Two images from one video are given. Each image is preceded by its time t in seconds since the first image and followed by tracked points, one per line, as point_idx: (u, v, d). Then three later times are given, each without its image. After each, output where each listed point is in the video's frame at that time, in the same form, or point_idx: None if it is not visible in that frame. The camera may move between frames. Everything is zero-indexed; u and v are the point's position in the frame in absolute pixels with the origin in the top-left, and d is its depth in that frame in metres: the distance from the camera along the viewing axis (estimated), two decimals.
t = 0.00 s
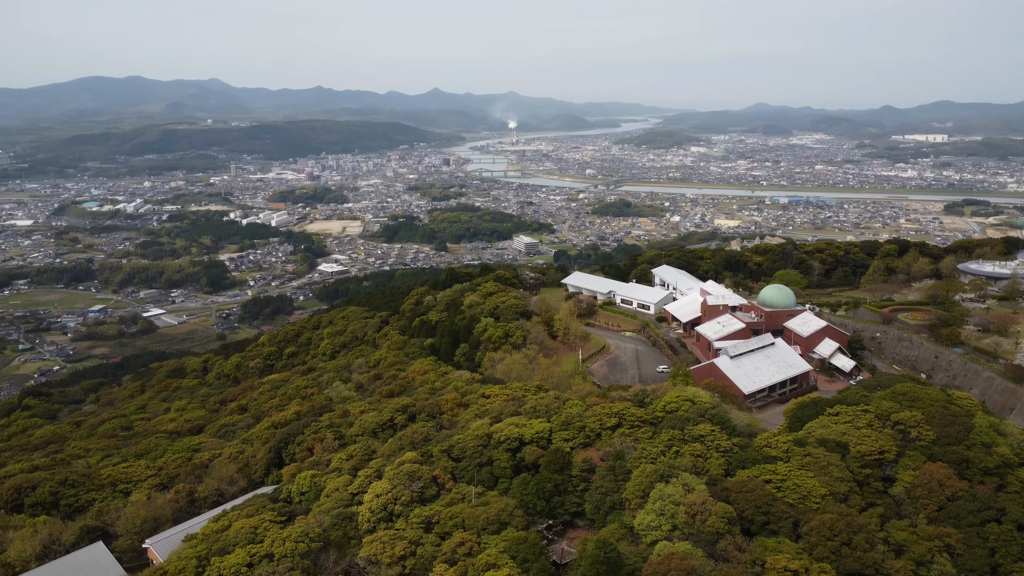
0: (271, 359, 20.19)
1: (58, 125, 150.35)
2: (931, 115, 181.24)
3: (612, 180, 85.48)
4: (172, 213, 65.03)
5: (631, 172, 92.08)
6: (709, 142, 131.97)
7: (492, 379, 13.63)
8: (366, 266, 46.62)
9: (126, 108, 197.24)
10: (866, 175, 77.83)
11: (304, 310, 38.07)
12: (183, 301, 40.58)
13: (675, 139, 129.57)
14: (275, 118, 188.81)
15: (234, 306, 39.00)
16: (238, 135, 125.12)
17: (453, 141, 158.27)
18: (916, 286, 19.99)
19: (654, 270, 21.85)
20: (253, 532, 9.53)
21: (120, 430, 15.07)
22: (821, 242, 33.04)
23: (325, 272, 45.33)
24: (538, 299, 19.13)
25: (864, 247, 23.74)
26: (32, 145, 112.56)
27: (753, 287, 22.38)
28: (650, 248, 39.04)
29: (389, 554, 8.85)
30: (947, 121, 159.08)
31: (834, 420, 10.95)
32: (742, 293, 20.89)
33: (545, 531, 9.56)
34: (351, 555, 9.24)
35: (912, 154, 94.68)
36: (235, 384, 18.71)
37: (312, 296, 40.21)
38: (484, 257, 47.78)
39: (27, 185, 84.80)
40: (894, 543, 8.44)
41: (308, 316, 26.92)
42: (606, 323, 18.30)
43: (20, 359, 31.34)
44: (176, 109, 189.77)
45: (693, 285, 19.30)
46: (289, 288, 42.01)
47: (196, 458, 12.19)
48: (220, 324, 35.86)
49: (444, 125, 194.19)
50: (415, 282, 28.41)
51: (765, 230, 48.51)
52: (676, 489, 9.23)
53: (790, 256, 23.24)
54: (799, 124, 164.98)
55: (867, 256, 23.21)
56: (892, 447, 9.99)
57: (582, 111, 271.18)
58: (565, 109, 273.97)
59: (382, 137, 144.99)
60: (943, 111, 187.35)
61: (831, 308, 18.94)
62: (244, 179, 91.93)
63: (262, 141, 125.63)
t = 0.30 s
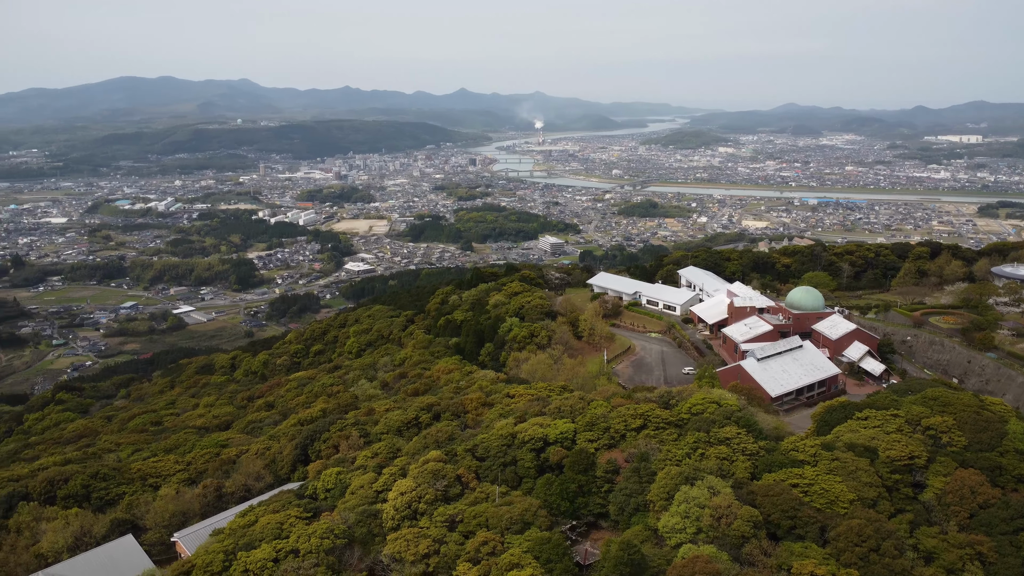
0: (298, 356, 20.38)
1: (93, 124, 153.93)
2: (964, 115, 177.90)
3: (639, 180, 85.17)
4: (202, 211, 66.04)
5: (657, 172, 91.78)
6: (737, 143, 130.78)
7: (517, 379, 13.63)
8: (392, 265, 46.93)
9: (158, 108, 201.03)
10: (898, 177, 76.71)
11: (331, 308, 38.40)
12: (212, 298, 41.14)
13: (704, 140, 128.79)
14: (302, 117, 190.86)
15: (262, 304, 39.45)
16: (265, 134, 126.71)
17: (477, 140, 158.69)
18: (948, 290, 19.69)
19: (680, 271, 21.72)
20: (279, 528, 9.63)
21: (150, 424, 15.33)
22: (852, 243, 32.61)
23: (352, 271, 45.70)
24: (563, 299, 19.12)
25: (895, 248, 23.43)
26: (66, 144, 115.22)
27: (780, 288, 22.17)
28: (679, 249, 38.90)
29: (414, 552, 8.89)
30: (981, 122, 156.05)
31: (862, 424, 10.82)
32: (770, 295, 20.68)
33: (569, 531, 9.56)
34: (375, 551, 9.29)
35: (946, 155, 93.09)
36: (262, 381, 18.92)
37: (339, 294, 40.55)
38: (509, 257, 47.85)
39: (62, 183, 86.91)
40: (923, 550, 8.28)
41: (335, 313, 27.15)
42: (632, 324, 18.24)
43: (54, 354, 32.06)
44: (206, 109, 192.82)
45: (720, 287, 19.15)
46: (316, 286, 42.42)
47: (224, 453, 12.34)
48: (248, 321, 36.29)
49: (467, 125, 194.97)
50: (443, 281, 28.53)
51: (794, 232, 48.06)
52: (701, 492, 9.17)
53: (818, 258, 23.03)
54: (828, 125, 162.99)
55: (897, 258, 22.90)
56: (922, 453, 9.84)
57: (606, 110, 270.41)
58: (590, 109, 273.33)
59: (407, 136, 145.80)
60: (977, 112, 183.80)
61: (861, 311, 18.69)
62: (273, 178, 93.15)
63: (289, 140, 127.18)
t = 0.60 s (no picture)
0: (329, 354, 20.61)
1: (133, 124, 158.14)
2: (1005, 116, 173.44)
3: (672, 180, 84.80)
4: (237, 209, 67.31)
5: (688, 172, 91.29)
6: (771, 143, 129.30)
7: (546, 379, 13.63)
8: (422, 264, 47.24)
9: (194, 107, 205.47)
10: (936, 178, 75.20)
11: (361, 307, 38.78)
12: (245, 295, 41.86)
13: (737, 140, 127.61)
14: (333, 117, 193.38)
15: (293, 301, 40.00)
16: (297, 133, 128.51)
17: (505, 139, 158.82)
18: (987, 294, 19.31)
19: (712, 272, 21.56)
20: (309, 523, 9.73)
21: (184, 419, 15.63)
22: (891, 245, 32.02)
23: (382, 269, 46.11)
24: (593, 300, 19.08)
25: (933, 252, 23.03)
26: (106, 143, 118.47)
27: (814, 291, 21.89)
28: (712, 250, 38.65)
29: (442, 549, 8.93)
30: None
31: (897, 430, 10.65)
32: (803, 297, 20.39)
33: (597, 533, 9.54)
34: (403, 549, 9.34)
35: (987, 156, 90.98)
36: (294, 378, 19.16)
37: (370, 293, 40.92)
38: (539, 257, 47.89)
39: (102, 181, 89.41)
40: (960, 559, 8.08)
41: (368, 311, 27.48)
42: (662, 326, 18.15)
43: (92, 349, 32.99)
44: (240, 108, 196.62)
45: (752, 288, 18.96)
46: (347, 285, 42.88)
47: (256, 449, 12.51)
48: (280, 318, 36.82)
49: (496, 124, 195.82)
50: (475, 280, 28.72)
51: (829, 234, 47.43)
52: (731, 496, 9.08)
53: (853, 261, 22.79)
54: (863, 125, 160.29)
55: (935, 261, 22.53)
56: (958, 460, 9.63)
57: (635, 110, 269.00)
58: (618, 108, 272.04)
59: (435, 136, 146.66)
60: (1019, 112, 179.02)
61: (896, 314, 18.38)
62: (305, 177, 94.47)
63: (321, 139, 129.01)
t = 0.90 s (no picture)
0: (361, 352, 20.83)
1: (173, 125, 162.28)
2: None
3: (707, 181, 84.41)
4: (273, 208, 68.71)
5: (724, 173, 90.72)
6: (807, 144, 127.59)
7: (577, 379, 13.61)
8: (454, 264, 47.52)
9: (232, 108, 209.97)
10: (980, 180, 73.57)
11: (394, 305, 39.18)
12: (280, 292, 42.64)
13: (773, 141, 126.23)
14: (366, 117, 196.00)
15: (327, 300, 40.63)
16: (331, 133, 130.76)
17: (535, 139, 158.79)
18: None
19: (746, 274, 21.35)
20: (341, 519, 9.83)
21: (220, 414, 15.93)
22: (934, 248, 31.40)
23: (415, 268, 46.56)
24: (625, 300, 19.00)
25: (976, 255, 22.66)
26: (146, 143, 121.81)
27: (852, 293, 21.53)
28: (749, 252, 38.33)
29: (472, 548, 8.96)
30: None
31: (936, 437, 10.46)
32: (840, 300, 20.08)
33: (627, 535, 9.50)
34: (434, 546, 9.37)
35: None
36: (327, 375, 19.39)
37: (403, 291, 41.33)
38: (571, 258, 47.97)
39: (142, 180, 91.88)
40: (1001, 570, 7.85)
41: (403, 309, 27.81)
42: (695, 328, 18.05)
43: (132, 344, 34.11)
44: (277, 109, 200.84)
45: (788, 291, 18.74)
46: (381, 283, 43.39)
47: (289, 444, 12.66)
48: (315, 316, 37.41)
49: (529, 125, 196.86)
50: (511, 279, 28.88)
51: (867, 236, 46.78)
52: (764, 501, 8.97)
53: (892, 264, 22.56)
54: (902, 126, 157.22)
55: (977, 265, 22.20)
56: (1000, 469, 9.39)
57: (668, 110, 267.10)
58: (650, 108, 270.32)
59: (465, 136, 147.27)
60: None
61: (936, 319, 18.03)
62: (340, 176, 95.78)
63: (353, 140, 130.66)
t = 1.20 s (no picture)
0: (395, 350, 21.00)
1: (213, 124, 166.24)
2: None
3: (742, 181, 83.80)
4: (309, 207, 70.24)
5: (760, 174, 89.88)
6: (847, 145, 125.68)
7: (610, 380, 13.59)
8: (487, 264, 47.71)
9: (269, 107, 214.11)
10: None
11: (427, 304, 39.56)
12: (316, 290, 43.52)
13: (812, 141, 124.44)
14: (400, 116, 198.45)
15: (362, 298, 41.39)
16: (366, 134, 133.19)
17: (565, 138, 158.62)
18: None
19: (782, 276, 21.09)
20: (373, 515, 9.92)
21: (255, 409, 16.23)
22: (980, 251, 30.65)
23: (448, 267, 47.10)
24: (659, 301, 18.90)
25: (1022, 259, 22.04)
26: (186, 143, 124.94)
27: (891, 297, 21.14)
28: (788, 254, 37.97)
29: (502, 546, 8.98)
30: None
31: (978, 445, 10.22)
32: (879, 303, 19.72)
33: (658, 537, 9.45)
34: (464, 544, 9.41)
35: None
36: (360, 372, 19.63)
37: (436, 290, 41.85)
38: (605, 258, 48.06)
39: (182, 179, 94.04)
40: None
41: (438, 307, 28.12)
42: (730, 330, 17.90)
43: (171, 339, 35.38)
44: (314, 110, 204.95)
45: (825, 293, 18.48)
46: (415, 282, 43.95)
47: (323, 441, 12.83)
48: (349, 314, 38.10)
49: (564, 124, 197.98)
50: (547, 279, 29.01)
51: (908, 239, 46.00)
52: (799, 506, 8.84)
53: (933, 267, 22.06)
54: (945, 127, 153.71)
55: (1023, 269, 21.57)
56: None
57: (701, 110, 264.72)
58: (683, 108, 268.09)
59: (496, 136, 147.63)
60: None
61: (979, 324, 17.60)
62: (374, 176, 96.90)
63: (386, 140, 131.99)
